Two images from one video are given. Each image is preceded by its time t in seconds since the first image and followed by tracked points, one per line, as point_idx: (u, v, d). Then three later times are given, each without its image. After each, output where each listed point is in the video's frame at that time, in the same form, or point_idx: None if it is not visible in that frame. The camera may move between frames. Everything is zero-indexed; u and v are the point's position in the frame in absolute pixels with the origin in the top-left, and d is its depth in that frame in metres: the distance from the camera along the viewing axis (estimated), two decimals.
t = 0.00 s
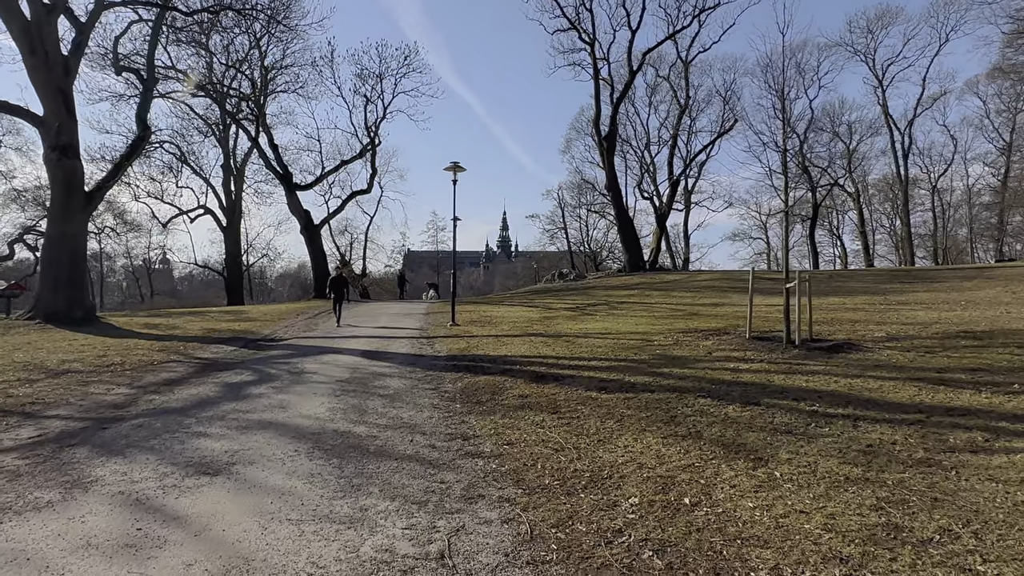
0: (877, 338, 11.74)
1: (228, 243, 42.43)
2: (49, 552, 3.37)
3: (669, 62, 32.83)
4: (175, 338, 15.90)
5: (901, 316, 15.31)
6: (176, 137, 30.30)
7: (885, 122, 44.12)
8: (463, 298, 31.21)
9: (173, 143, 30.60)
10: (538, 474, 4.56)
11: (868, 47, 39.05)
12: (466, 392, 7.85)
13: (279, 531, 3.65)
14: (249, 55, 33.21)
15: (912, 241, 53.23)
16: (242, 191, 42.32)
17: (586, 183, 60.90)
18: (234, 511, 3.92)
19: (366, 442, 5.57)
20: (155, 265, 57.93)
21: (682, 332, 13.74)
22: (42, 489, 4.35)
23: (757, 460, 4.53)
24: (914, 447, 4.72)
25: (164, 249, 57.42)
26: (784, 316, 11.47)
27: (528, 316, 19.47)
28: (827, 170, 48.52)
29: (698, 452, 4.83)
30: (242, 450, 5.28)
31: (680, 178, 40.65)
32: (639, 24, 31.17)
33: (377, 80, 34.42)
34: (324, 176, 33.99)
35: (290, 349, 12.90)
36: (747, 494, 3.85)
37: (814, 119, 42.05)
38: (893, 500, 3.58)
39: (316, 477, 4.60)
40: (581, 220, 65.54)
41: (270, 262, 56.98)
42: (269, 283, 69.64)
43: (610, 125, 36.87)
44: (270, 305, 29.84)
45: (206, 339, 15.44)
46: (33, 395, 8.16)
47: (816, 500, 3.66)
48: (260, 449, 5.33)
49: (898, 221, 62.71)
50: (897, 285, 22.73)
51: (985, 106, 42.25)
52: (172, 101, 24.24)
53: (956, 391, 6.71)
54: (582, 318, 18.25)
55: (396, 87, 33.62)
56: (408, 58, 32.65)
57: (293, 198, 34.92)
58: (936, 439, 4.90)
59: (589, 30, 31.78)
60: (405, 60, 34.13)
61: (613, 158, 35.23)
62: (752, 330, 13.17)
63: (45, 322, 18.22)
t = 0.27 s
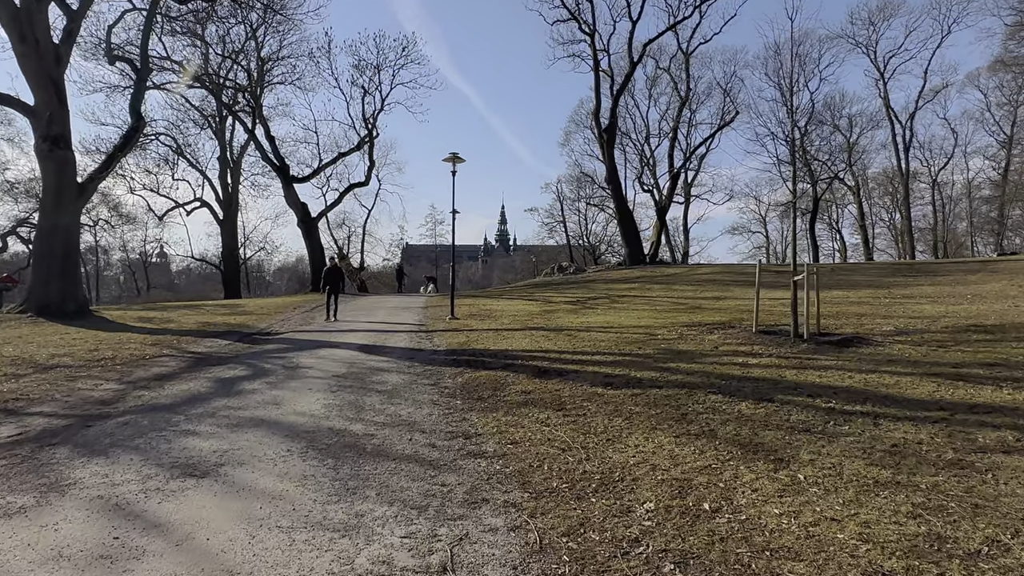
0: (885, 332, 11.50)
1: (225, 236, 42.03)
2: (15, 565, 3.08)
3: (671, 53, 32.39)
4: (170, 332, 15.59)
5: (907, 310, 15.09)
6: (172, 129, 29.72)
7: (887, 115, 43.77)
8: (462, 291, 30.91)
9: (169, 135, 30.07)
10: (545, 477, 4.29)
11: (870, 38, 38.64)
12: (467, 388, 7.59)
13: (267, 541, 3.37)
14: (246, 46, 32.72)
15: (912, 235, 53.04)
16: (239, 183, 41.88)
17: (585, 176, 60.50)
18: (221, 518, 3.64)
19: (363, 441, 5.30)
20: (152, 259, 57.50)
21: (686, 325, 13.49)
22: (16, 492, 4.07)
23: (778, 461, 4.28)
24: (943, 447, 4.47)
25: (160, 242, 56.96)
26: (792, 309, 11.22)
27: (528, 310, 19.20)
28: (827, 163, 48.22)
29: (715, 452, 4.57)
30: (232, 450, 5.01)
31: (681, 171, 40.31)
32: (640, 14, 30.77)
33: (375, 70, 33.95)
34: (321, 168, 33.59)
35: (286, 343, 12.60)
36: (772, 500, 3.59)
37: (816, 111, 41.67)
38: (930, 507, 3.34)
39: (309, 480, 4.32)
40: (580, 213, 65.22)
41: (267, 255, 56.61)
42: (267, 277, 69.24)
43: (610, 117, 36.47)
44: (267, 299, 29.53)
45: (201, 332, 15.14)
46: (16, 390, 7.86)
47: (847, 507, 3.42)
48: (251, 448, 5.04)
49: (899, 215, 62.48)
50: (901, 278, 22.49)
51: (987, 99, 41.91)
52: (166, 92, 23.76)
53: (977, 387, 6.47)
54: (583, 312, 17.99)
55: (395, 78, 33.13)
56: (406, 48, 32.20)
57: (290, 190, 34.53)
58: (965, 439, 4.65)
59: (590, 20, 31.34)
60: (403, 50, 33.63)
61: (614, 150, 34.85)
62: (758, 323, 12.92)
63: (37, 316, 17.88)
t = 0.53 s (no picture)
0: (898, 329, 11.21)
1: (224, 231, 41.70)
2: None
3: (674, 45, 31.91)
4: (165, 327, 15.29)
5: (916, 306, 14.83)
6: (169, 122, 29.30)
7: (891, 109, 43.38)
8: (463, 287, 30.64)
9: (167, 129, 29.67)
10: (553, 486, 4.01)
11: (876, 31, 38.18)
12: (469, 387, 7.30)
13: (252, 559, 3.08)
14: (244, 39, 32.31)
15: (915, 230, 52.68)
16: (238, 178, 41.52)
17: (587, 171, 60.09)
18: (203, 533, 3.35)
19: (359, 445, 5.01)
20: (151, 253, 57.16)
21: (692, 321, 13.20)
22: None
23: (803, 468, 4.00)
24: (978, 453, 4.20)
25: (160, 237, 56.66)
26: (803, 305, 10.91)
27: (530, 305, 18.89)
28: (831, 157, 47.83)
29: (734, 457, 4.29)
30: (221, 455, 4.72)
31: (683, 165, 39.96)
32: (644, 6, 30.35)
33: (375, 63, 33.51)
34: (320, 162, 33.23)
35: (283, 340, 12.31)
36: (801, 515, 3.31)
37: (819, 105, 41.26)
38: (977, 522, 3.07)
39: (301, 489, 4.03)
40: (581, 208, 64.88)
41: (267, 250, 56.25)
42: (267, 272, 68.95)
43: (613, 111, 36.05)
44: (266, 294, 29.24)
45: (197, 328, 14.85)
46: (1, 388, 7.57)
47: (886, 522, 3.14)
48: (240, 452, 4.76)
49: (902, 209, 62.03)
50: (908, 273, 22.16)
51: (993, 93, 41.50)
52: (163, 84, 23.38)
53: (1003, 387, 6.18)
54: (586, 307, 17.71)
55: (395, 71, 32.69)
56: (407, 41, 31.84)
57: (289, 184, 34.18)
58: (1000, 445, 4.37)
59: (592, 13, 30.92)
60: (403, 43, 33.15)
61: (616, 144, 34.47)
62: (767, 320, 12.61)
63: (31, 311, 17.58)
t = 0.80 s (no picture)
0: (915, 325, 10.91)
1: (227, 226, 41.48)
2: None
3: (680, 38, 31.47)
4: (165, 324, 15.05)
5: (930, 302, 14.52)
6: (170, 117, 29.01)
7: (898, 102, 42.87)
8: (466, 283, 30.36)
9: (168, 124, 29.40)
10: (570, 496, 3.74)
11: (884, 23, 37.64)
12: (475, 386, 7.02)
13: None
14: (246, 32, 31.96)
15: (922, 225, 52.17)
16: (240, 173, 41.25)
17: (590, 166, 59.68)
18: (191, 548, 3.09)
19: (362, 450, 4.74)
20: (154, 249, 57.00)
21: (702, 317, 12.91)
22: None
23: (838, 476, 3.73)
24: None
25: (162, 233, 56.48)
26: (818, 301, 10.61)
27: (535, 301, 18.60)
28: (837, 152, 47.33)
29: (761, 464, 4.02)
30: (216, 460, 4.46)
31: (689, 160, 39.54)
32: None
33: (378, 57, 33.13)
34: (323, 157, 32.95)
35: (284, 337, 12.04)
36: (844, 531, 3.04)
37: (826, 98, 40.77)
38: None
39: (299, 498, 3.76)
40: (585, 204, 64.52)
41: (270, 246, 56.05)
42: (270, 268, 68.77)
43: (617, 105, 35.65)
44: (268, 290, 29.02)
45: (197, 325, 14.60)
46: None
47: (939, 541, 2.87)
48: (235, 457, 4.49)
49: (908, 204, 61.47)
50: (918, 268, 21.79)
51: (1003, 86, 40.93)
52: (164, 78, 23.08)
53: None
54: (591, 303, 17.43)
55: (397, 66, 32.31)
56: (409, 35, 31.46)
57: (291, 180, 33.91)
58: None
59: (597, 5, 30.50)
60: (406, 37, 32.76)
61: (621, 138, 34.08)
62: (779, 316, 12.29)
63: (30, 307, 17.40)
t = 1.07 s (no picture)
0: (936, 324, 10.56)
1: (231, 223, 41.31)
2: None
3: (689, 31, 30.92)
4: (167, 322, 14.82)
5: (948, 299, 14.15)
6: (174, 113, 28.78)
7: (909, 97, 42.29)
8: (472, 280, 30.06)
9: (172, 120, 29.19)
10: (593, 511, 3.46)
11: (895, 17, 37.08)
12: (485, 387, 6.78)
13: None
14: (250, 28, 31.68)
15: (932, 221, 51.57)
16: (245, 170, 41.05)
17: (596, 162, 59.25)
18: (178, 572, 2.81)
19: (367, 459, 4.46)
20: (159, 246, 56.94)
21: (715, 315, 12.59)
22: None
23: (883, 491, 3.43)
24: None
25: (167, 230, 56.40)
26: (837, 298, 10.26)
27: (543, 298, 18.27)
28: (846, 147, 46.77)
29: (798, 475, 3.72)
30: (212, 469, 4.19)
31: (696, 156, 39.10)
32: None
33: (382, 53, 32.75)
34: (327, 153, 32.70)
35: (287, 335, 11.77)
36: (902, 556, 2.74)
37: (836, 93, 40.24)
38: None
39: (299, 513, 3.48)
40: (590, 200, 64.12)
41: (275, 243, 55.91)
42: (275, 265, 68.68)
43: (624, 100, 35.21)
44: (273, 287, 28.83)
45: (200, 323, 14.36)
46: None
47: (1011, 569, 2.57)
48: (232, 467, 4.21)
49: (917, 200, 60.77)
50: (932, 265, 21.38)
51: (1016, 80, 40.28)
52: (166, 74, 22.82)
53: None
54: (600, 301, 17.12)
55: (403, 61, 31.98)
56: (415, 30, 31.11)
57: (296, 176, 33.68)
58: None
59: None
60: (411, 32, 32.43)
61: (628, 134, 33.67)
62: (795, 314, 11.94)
63: (32, 305, 17.22)
